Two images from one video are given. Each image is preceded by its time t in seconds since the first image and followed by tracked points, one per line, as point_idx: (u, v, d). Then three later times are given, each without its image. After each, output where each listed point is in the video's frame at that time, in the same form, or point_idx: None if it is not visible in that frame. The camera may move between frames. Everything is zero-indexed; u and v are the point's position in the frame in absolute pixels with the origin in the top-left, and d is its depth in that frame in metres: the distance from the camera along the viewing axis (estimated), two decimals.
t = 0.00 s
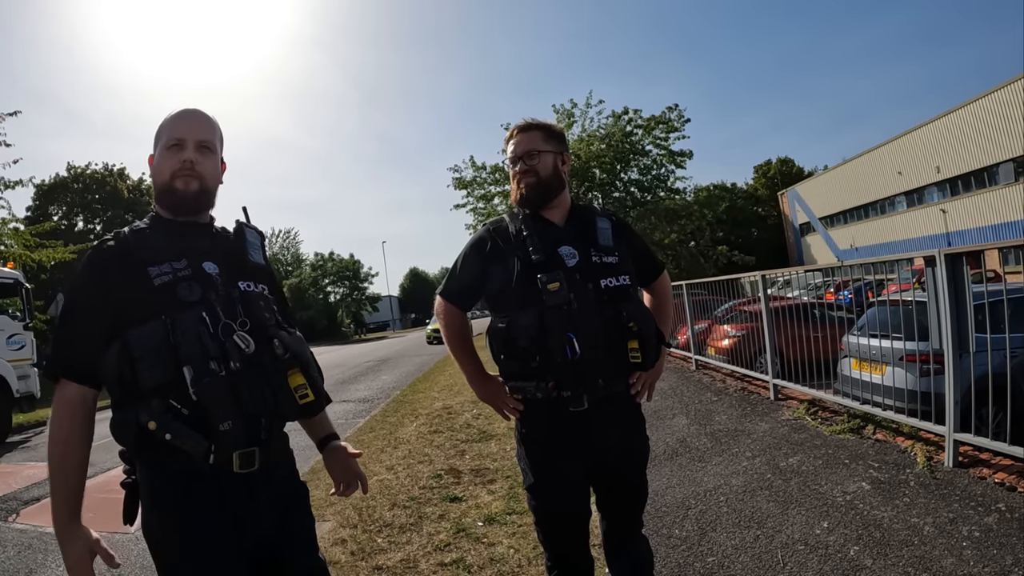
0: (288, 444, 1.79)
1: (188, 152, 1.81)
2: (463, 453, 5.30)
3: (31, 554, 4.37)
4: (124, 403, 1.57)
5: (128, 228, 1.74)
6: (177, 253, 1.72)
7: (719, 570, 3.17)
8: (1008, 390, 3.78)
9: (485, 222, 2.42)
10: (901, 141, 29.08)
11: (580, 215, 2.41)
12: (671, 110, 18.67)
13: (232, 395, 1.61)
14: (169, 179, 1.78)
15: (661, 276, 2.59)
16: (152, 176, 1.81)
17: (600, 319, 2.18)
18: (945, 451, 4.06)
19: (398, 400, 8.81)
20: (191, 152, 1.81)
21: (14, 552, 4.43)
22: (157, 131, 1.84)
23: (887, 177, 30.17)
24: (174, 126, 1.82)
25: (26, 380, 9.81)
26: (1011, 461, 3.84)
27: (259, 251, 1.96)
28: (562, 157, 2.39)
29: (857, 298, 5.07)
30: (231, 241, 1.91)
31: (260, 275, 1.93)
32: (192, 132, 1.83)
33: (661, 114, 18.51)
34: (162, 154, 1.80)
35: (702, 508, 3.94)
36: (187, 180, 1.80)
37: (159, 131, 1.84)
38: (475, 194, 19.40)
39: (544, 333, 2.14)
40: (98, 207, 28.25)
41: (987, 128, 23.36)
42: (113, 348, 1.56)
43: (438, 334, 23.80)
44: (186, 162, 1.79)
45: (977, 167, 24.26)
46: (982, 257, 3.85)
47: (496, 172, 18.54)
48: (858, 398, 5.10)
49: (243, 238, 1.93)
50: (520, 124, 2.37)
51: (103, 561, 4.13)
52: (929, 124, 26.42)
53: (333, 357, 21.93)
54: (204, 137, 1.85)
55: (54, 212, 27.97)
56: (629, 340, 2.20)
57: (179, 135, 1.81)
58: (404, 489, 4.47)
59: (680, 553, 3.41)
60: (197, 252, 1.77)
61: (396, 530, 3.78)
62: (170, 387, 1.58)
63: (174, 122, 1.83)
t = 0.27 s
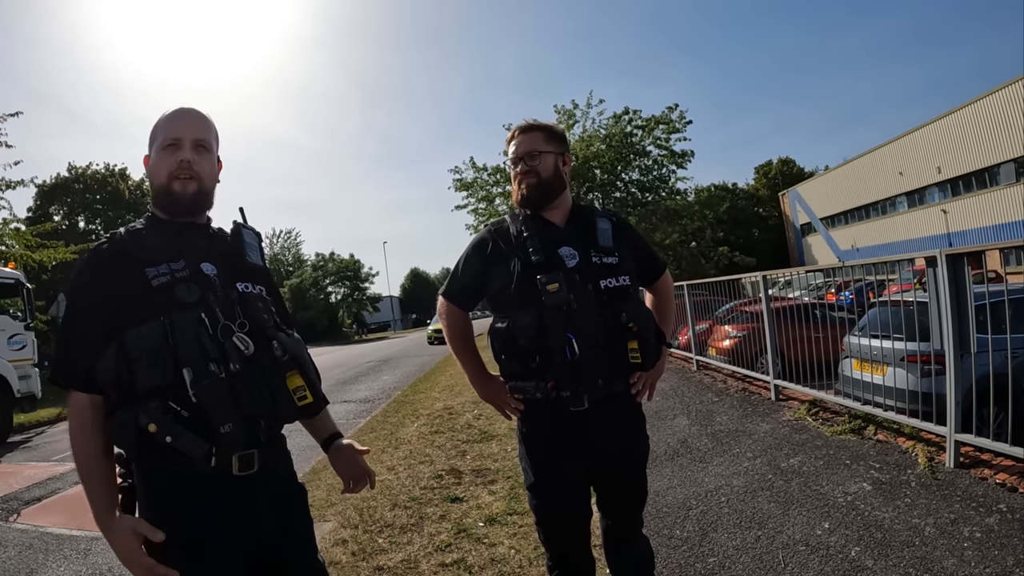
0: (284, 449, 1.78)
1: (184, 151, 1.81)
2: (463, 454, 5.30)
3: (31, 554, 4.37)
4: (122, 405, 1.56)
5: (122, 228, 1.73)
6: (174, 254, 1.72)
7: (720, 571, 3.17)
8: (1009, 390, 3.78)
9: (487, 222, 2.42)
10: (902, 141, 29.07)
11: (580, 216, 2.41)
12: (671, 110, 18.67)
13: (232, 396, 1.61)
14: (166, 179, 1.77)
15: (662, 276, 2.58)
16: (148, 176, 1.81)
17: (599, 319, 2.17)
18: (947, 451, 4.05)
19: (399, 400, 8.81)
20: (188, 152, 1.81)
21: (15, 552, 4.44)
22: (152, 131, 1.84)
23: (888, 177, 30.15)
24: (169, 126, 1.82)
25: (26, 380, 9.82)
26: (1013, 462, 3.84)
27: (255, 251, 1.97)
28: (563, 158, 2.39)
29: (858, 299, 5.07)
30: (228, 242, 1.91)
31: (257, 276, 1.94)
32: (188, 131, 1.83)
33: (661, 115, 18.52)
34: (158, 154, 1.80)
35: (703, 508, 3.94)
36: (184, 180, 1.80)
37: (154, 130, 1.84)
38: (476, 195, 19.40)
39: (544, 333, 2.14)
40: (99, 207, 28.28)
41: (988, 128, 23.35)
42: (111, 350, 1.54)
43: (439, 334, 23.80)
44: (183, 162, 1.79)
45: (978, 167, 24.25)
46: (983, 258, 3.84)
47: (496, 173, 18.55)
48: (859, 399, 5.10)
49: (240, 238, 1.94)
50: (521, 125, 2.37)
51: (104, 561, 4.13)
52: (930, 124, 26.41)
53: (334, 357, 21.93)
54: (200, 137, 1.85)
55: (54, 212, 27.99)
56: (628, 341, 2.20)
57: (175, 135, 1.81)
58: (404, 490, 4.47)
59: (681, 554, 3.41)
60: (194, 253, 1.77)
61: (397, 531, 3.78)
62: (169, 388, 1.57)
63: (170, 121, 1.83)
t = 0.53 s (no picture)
0: (287, 447, 1.79)
1: (184, 150, 1.81)
2: (464, 454, 5.30)
3: (32, 554, 4.37)
4: (121, 408, 1.56)
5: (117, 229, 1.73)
6: (170, 254, 1.72)
7: (721, 571, 3.17)
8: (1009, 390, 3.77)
9: (488, 223, 2.42)
10: (902, 142, 29.07)
11: (580, 216, 2.41)
12: (671, 111, 18.68)
13: (234, 398, 1.61)
14: (164, 177, 1.77)
15: (663, 276, 2.58)
16: (146, 173, 1.80)
17: (599, 320, 2.17)
18: (948, 452, 4.05)
19: (400, 401, 8.81)
20: (187, 151, 1.81)
21: (16, 552, 4.44)
22: (150, 129, 1.83)
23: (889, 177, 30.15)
24: (168, 124, 1.82)
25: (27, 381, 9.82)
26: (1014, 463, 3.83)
27: (253, 251, 1.98)
28: (564, 159, 2.39)
29: (859, 299, 5.06)
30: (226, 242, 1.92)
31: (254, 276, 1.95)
32: (188, 130, 1.83)
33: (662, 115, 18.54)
34: (156, 152, 1.79)
35: (705, 509, 3.93)
36: (182, 178, 1.79)
37: (152, 127, 1.83)
38: (477, 195, 19.41)
39: (544, 334, 2.14)
40: (100, 207, 28.32)
41: (989, 129, 23.34)
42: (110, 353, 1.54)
43: (440, 335, 23.81)
44: (182, 160, 1.79)
45: (979, 168, 24.25)
46: (985, 259, 3.85)
47: (497, 173, 18.56)
48: (860, 399, 5.10)
49: (239, 237, 1.94)
50: (522, 126, 2.37)
51: (105, 562, 4.13)
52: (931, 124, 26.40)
53: (335, 357, 21.94)
54: (199, 136, 1.85)
55: (55, 213, 28.02)
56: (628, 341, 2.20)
57: (175, 133, 1.80)
58: (405, 490, 4.47)
59: (683, 554, 3.41)
60: (192, 254, 1.77)
61: (398, 531, 3.78)
62: (170, 392, 1.56)
63: (169, 120, 1.83)
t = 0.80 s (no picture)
0: (286, 451, 1.79)
1: (183, 147, 1.80)
2: (465, 454, 5.30)
3: (33, 554, 4.38)
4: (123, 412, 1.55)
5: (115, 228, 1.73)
6: (170, 254, 1.72)
7: (722, 572, 3.16)
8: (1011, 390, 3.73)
9: (488, 224, 2.42)
10: (903, 142, 29.06)
11: (580, 217, 2.41)
12: (672, 111, 18.68)
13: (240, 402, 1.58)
14: (163, 176, 1.77)
15: (663, 276, 2.58)
16: (144, 170, 1.79)
17: (599, 320, 2.17)
18: (949, 452, 4.05)
19: (401, 401, 8.81)
20: (186, 149, 1.80)
21: (17, 552, 4.45)
22: (148, 125, 1.82)
23: (890, 178, 30.14)
24: (166, 120, 1.81)
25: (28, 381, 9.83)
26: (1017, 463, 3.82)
27: (253, 250, 1.96)
28: (564, 160, 2.39)
29: (860, 300, 5.06)
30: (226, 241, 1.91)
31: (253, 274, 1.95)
32: (187, 127, 1.82)
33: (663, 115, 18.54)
34: (155, 149, 1.79)
35: (706, 509, 3.93)
36: (181, 177, 1.80)
37: (150, 121, 1.82)
38: (478, 195, 19.43)
39: (543, 335, 2.14)
40: (101, 207, 28.38)
41: (990, 129, 23.33)
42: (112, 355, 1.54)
43: (441, 335, 23.84)
44: (181, 159, 1.79)
45: (980, 168, 24.24)
46: (987, 258, 3.82)
47: (498, 173, 18.57)
48: (861, 400, 5.10)
49: (239, 236, 1.93)
50: (521, 127, 2.37)
51: (106, 562, 4.13)
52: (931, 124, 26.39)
53: (336, 357, 21.96)
54: (197, 133, 1.84)
55: (56, 213, 28.06)
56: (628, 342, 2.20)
57: (173, 130, 1.80)
58: (406, 491, 4.47)
59: (684, 554, 3.41)
60: (191, 253, 1.77)
61: (399, 531, 3.78)
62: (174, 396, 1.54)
63: (168, 116, 1.82)
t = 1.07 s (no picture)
0: (288, 452, 1.81)
1: (178, 151, 1.79)
2: (466, 455, 5.30)
3: (35, 554, 4.38)
4: (124, 414, 1.55)
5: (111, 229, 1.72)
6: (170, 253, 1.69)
7: (723, 572, 3.17)
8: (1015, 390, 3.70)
9: (488, 224, 2.42)
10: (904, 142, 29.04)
11: (577, 220, 2.39)
12: (673, 111, 18.68)
13: (240, 402, 1.62)
14: (157, 179, 1.76)
15: (664, 277, 2.58)
16: (140, 171, 1.79)
17: (599, 321, 2.18)
18: (950, 453, 4.05)
19: (402, 401, 8.82)
20: (182, 152, 1.79)
21: (18, 552, 4.45)
22: (145, 126, 1.81)
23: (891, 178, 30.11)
24: (162, 123, 1.80)
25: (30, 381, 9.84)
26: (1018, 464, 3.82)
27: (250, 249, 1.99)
28: (564, 161, 2.40)
29: (861, 300, 5.05)
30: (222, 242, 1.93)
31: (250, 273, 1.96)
32: (183, 130, 1.80)
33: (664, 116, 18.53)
34: (151, 151, 1.78)
35: (707, 510, 3.93)
36: (176, 180, 1.79)
37: (149, 122, 1.81)
38: (479, 195, 19.43)
39: (543, 336, 2.15)
40: (102, 207, 28.42)
41: (991, 129, 23.31)
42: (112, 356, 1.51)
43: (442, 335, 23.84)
44: (175, 162, 1.78)
45: (981, 168, 24.22)
46: (988, 259, 3.83)
47: (499, 174, 18.58)
48: (862, 400, 5.10)
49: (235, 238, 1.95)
50: (521, 128, 2.38)
51: (107, 562, 4.14)
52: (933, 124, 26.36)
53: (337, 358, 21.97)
54: (193, 136, 1.83)
55: (58, 213, 28.10)
56: (628, 343, 2.20)
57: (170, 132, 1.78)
58: (408, 491, 4.47)
59: (685, 555, 3.41)
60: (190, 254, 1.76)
61: (400, 532, 3.78)
62: (175, 396, 1.56)
63: (166, 119, 1.81)
